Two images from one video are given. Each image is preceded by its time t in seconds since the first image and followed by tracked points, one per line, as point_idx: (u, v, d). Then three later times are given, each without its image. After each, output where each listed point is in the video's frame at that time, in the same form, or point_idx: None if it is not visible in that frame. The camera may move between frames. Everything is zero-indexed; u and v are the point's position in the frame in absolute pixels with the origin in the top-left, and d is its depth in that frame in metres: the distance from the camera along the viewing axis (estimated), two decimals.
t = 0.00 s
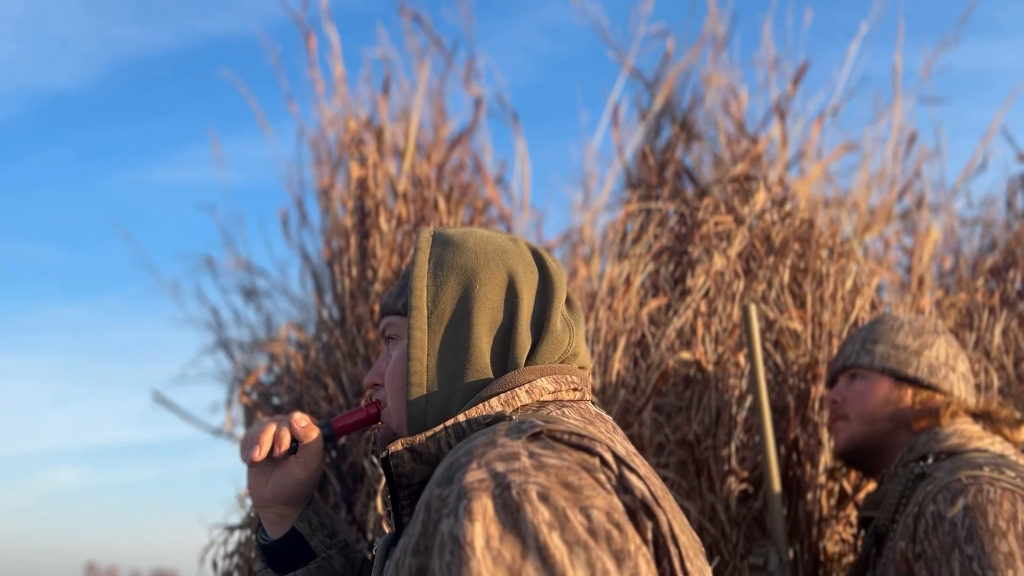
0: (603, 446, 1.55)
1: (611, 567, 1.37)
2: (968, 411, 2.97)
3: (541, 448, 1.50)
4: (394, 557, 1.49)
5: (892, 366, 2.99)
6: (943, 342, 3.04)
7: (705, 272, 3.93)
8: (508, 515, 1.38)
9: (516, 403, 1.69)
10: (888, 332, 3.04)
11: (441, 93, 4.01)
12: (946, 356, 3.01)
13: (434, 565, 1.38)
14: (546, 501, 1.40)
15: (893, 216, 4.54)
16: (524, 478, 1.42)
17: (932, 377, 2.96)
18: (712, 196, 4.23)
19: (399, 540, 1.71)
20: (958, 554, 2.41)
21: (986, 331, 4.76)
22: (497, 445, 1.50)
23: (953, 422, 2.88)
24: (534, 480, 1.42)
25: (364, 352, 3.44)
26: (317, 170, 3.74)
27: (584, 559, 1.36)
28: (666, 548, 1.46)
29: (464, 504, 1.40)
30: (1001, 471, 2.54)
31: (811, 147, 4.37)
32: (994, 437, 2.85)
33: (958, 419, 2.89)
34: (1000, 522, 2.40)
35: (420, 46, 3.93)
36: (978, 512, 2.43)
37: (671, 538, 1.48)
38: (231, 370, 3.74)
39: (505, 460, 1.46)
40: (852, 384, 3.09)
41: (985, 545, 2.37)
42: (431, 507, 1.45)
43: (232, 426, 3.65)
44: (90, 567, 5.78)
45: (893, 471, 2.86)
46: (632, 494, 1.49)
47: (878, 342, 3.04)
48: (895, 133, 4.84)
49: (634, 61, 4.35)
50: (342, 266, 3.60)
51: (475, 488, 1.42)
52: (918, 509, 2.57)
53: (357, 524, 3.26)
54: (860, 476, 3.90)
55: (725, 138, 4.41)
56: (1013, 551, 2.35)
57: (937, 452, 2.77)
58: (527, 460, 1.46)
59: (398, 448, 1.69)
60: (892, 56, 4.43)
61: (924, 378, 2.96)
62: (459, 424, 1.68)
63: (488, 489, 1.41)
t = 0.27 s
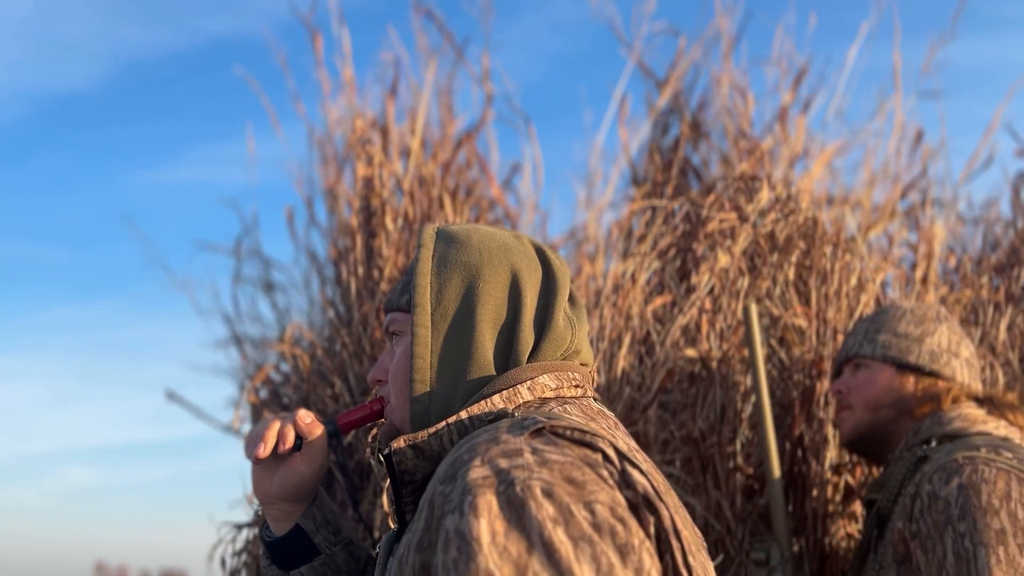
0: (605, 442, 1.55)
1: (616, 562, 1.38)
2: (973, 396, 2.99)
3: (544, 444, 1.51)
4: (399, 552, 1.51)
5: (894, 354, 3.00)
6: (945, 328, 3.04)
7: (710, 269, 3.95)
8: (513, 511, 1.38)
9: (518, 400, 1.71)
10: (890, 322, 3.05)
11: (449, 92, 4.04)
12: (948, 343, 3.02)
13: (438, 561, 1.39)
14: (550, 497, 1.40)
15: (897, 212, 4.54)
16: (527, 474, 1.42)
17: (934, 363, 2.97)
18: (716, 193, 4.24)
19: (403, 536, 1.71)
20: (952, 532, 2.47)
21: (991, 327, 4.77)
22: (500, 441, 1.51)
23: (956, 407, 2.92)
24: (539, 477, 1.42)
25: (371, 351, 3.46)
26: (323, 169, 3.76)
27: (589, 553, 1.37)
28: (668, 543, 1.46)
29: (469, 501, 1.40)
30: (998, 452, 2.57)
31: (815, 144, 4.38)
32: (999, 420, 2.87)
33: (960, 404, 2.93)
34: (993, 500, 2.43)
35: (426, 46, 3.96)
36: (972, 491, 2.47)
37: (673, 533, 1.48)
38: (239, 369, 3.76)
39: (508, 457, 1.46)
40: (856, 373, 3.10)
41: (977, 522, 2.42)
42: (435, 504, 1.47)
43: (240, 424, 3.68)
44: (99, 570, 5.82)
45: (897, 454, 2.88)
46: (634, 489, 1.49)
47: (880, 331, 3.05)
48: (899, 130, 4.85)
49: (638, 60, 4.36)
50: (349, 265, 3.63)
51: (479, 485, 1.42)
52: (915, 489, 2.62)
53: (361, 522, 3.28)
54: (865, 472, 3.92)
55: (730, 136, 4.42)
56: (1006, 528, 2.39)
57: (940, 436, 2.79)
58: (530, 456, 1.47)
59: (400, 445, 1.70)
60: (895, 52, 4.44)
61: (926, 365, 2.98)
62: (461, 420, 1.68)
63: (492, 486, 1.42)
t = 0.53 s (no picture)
0: (600, 444, 1.55)
1: (612, 563, 1.38)
2: (982, 386, 2.97)
3: (538, 447, 1.51)
4: (395, 559, 1.51)
5: (901, 345, 3.00)
6: (954, 320, 3.03)
7: (718, 269, 3.95)
8: (510, 516, 1.39)
9: (513, 403, 1.71)
10: (900, 314, 3.05)
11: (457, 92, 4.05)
12: (957, 334, 3.00)
13: (435, 567, 1.40)
14: (546, 500, 1.41)
15: (905, 211, 4.54)
16: (522, 478, 1.43)
17: (941, 354, 2.97)
18: (724, 194, 4.24)
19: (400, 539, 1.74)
20: (944, 517, 2.49)
21: (1000, 326, 4.76)
22: (494, 446, 1.51)
23: (961, 397, 2.91)
24: (533, 481, 1.42)
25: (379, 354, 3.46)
26: (332, 172, 3.78)
27: (586, 555, 1.37)
28: (664, 543, 1.46)
29: (465, 506, 1.40)
30: (996, 441, 2.58)
31: (823, 143, 4.38)
32: (1006, 411, 2.85)
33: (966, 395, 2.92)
34: (986, 486, 2.45)
35: (434, 47, 3.97)
36: (966, 476, 2.48)
37: (670, 533, 1.47)
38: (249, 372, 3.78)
39: (502, 461, 1.47)
40: (865, 365, 3.11)
41: (969, 506, 2.44)
42: (430, 510, 1.46)
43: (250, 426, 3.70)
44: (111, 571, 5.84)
45: (903, 445, 2.88)
46: (629, 491, 1.49)
47: (889, 323, 3.06)
48: (907, 129, 4.84)
49: (646, 60, 4.37)
50: (357, 267, 3.64)
51: (474, 490, 1.42)
52: (912, 475, 2.63)
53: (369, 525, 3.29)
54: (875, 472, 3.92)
55: (737, 136, 4.43)
56: (997, 513, 2.40)
57: (945, 426, 2.80)
58: (524, 460, 1.47)
59: (395, 449, 1.72)
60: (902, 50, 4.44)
61: (933, 356, 2.97)
62: (456, 424, 1.69)
63: (488, 491, 1.42)
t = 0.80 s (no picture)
0: (575, 448, 1.51)
1: (590, 565, 1.34)
2: (990, 380, 2.98)
3: (514, 455, 1.47)
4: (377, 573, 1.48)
5: (910, 340, 3.01)
6: (963, 316, 3.03)
7: (727, 270, 3.95)
8: (487, 525, 1.35)
9: (492, 412, 1.67)
10: (910, 309, 3.06)
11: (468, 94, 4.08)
12: (966, 329, 3.00)
13: None
14: (522, 506, 1.37)
15: (914, 211, 4.54)
16: (498, 486, 1.39)
17: (949, 349, 2.97)
18: (733, 195, 4.25)
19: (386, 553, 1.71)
20: (941, 503, 2.52)
21: (1010, 325, 4.77)
22: (470, 456, 1.47)
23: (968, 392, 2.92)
24: (509, 487, 1.39)
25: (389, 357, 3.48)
26: (342, 175, 3.81)
27: (563, 558, 1.34)
28: (642, 543, 1.40)
29: (443, 517, 1.37)
30: (996, 430, 2.60)
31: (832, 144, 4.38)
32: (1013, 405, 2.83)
33: (972, 390, 2.94)
34: (982, 473, 2.48)
35: (444, 50, 4.00)
36: (963, 464, 2.51)
37: (647, 531, 1.42)
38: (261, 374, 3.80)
39: (479, 471, 1.43)
40: (875, 361, 3.12)
41: (964, 493, 2.47)
42: (410, 522, 1.43)
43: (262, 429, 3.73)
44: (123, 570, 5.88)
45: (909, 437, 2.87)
46: (604, 492, 1.44)
47: (898, 319, 3.07)
48: (916, 129, 4.85)
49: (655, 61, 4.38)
50: (367, 269, 3.67)
51: (452, 500, 1.39)
52: (912, 463, 2.67)
53: (366, 529, 3.21)
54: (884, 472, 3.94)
55: (747, 137, 4.43)
56: (991, 499, 2.43)
57: (950, 418, 2.80)
58: (500, 468, 1.43)
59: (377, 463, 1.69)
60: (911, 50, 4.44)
61: (941, 351, 2.97)
62: (435, 435, 1.65)
63: (465, 501, 1.39)
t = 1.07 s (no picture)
0: (519, 435, 1.43)
1: (537, 543, 1.27)
2: (999, 377, 2.98)
3: (459, 448, 1.40)
4: None
5: (919, 337, 3.01)
6: (973, 313, 3.02)
7: (737, 271, 3.94)
8: (436, 515, 1.28)
9: (441, 417, 1.55)
10: (920, 307, 3.06)
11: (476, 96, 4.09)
12: (975, 326, 3.00)
13: None
14: (468, 493, 1.30)
15: (925, 212, 4.53)
16: (445, 477, 1.32)
17: (958, 346, 2.96)
18: (743, 196, 4.25)
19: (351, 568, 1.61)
20: (942, 491, 2.53)
21: (1021, 325, 4.76)
22: (418, 454, 1.40)
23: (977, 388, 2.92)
24: (454, 478, 1.32)
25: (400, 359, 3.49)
26: (351, 178, 3.83)
27: (510, 539, 1.27)
28: (588, 522, 1.32)
29: (394, 512, 1.30)
30: (1001, 423, 2.59)
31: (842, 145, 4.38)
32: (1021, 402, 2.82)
33: (980, 386, 2.93)
34: (985, 463, 2.49)
35: (452, 53, 4.02)
36: (966, 454, 2.52)
37: (593, 510, 1.34)
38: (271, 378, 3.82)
39: (426, 465, 1.36)
40: (885, 358, 3.13)
41: (966, 482, 2.48)
42: (361, 525, 1.35)
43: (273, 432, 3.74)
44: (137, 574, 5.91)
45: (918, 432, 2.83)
46: (548, 475, 1.36)
47: (908, 316, 3.07)
48: (925, 129, 4.84)
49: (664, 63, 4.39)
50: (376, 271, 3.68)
51: (402, 496, 1.32)
52: (915, 453, 2.66)
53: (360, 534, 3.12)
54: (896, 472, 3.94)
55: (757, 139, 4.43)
56: (992, 489, 2.44)
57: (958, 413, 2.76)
58: (446, 461, 1.36)
59: (333, 472, 1.58)
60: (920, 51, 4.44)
61: (950, 348, 2.97)
62: (388, 441, 1.53)
63: (413, 495, 1.32)
